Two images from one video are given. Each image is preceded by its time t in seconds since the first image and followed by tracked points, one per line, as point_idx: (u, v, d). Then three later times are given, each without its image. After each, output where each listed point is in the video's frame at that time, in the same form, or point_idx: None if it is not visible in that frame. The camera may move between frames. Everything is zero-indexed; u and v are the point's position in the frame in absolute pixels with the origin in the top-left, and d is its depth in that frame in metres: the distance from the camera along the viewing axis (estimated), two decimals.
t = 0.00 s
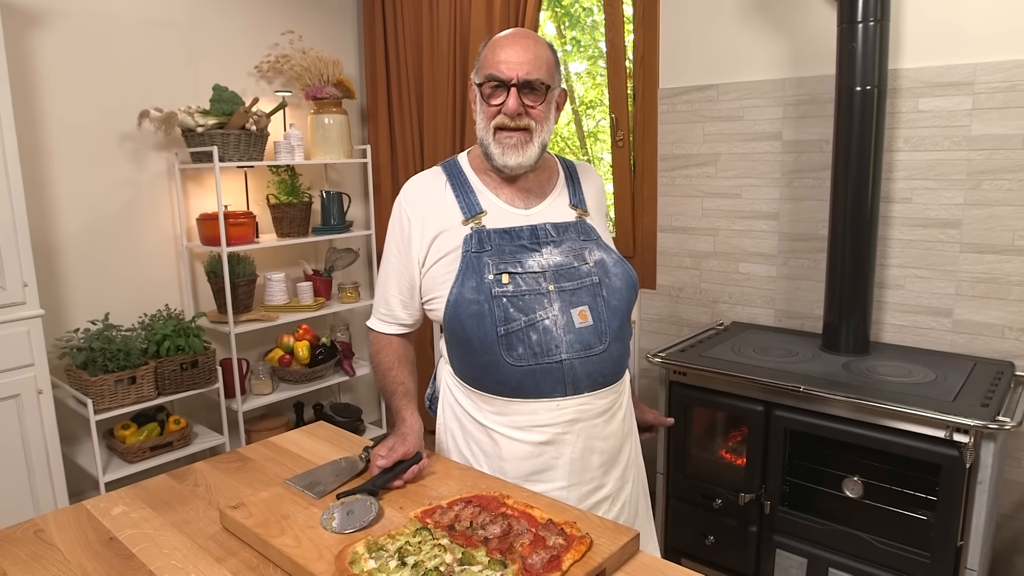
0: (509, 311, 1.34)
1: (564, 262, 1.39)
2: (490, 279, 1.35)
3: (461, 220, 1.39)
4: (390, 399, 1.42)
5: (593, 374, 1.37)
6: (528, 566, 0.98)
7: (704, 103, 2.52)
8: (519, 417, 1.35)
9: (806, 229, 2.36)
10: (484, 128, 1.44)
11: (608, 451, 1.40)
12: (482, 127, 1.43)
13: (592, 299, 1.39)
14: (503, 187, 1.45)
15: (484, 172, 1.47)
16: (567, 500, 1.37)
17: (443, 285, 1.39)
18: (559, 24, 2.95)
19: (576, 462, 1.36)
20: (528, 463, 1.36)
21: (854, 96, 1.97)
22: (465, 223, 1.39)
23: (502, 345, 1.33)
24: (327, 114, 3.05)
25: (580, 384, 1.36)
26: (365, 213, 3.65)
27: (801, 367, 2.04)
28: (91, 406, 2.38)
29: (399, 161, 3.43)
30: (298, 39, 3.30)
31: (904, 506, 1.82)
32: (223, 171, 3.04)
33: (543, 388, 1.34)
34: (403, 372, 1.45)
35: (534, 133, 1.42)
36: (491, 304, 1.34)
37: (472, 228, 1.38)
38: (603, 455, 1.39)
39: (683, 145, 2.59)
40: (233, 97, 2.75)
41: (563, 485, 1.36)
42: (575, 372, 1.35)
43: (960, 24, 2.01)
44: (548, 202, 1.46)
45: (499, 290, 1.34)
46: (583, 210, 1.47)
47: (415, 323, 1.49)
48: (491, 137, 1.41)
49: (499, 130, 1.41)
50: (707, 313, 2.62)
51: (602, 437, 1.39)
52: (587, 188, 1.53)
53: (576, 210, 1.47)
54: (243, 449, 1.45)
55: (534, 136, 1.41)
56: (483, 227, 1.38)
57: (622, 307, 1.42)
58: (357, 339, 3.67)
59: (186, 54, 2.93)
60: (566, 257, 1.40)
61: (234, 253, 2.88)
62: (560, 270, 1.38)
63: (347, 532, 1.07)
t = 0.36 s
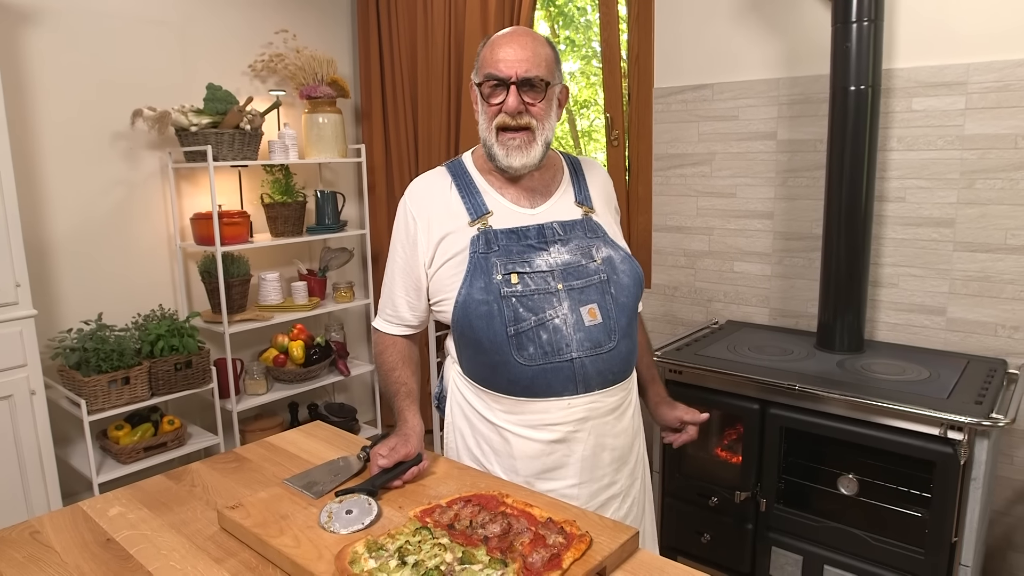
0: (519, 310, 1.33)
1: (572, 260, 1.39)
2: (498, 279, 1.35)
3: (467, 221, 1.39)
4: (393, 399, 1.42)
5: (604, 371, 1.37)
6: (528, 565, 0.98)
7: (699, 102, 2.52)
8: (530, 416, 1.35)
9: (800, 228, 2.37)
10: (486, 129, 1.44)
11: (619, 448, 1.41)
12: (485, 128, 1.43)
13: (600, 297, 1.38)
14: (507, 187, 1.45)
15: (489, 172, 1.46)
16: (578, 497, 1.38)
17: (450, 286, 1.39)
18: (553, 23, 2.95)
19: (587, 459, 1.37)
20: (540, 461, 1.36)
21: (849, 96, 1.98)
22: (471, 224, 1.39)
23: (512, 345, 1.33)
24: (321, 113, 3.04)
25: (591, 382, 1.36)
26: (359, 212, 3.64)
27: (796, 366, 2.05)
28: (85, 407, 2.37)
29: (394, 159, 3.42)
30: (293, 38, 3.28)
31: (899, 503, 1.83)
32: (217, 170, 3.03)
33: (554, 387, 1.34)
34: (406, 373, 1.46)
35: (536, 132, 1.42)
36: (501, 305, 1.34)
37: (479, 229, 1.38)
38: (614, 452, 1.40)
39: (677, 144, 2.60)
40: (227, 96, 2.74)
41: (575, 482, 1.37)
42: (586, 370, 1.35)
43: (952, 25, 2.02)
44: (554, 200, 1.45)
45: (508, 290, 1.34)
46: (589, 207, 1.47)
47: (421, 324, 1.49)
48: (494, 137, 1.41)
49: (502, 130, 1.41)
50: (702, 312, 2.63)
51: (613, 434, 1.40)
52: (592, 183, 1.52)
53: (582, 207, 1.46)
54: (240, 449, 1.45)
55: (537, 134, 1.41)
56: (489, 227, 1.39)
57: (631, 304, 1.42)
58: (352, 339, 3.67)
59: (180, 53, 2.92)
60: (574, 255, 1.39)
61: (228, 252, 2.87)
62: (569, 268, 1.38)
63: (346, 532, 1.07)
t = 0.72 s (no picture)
0: (519, 313, 1.33)
1: (572, 262, 1.38)
2: (498, 281, 1.35)
3: (469, 223, 1.40)
4: (398, 404, 1.42)
5: (604, 374, 1.36)
6: (530, 567, 0.98)
7: (695, 103, 2.53)
8: (530, 418, 1.35)
9: (797, 228, 2.37)
10: (491, 133, 1.44)
11: (620, 452, 1.40)
12: (489, 132, 1.43)
13: (601, 300, 1.38)
14: (510, 190, 1.45)
15: (493, 175, 1.47)
16: (579, 500, 1.37)
17: (452, 288, 1.40)
18: (549, 25, 2.96)
19: (587, 463, 1.36)
20: (540, 464, 1.36)
21: (845, 96, 1.99)
22: (472, 226, 1.39)
23: (512, 347, 1.33)
24: (317, 115, 3.04)
25: (591, 384, 1.36)
26: (356, 214, 3.64)
27: (794, 366, 2.05)
28: (81, 411, 2.36)
29: (390, 161, 3.42)
30: (289, 40, 3.28)
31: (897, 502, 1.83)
32: (213, 173, 3.02)
33: (554, 389, 1.34)
34: (412, 376, 1.46)
35: (540, 137, 1.42)
36: (500, 306, 1.34)
37: (481, 231, 1.38)
38: (616, 455, 1.39)
39: (674, 145, 2.60)
40: (223, 98, 2.73)
41: (574, 485, 1.36)
42: (586, 372, 1.35)
43: (946, 26, 2.03)
44: (556, 203, 1.45)
45: (508, 292, 1.34)
46: (591, 210, 1.46)
47: (427, 326, 1.49)
48: (498, 141, 1.41)
49: (505, 134, 1.41)
50: (699, 313, 2.63)
51: (614, 438, 1.39)
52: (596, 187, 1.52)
53: (584, 210, 1.45)
54: (239, 453, 1.44)
55: (540, 139, 1.41)
56: (491, 230, 1.39)
57: (632, 307, 1.41)
58: (349, 341, 3.67)
59: (175, 55, 2.91)
60: (574, 258, 1.39)
61: (225, 256, 2.86)
62: (569, 270, 1.37)
63: (347, 535, 1.07)
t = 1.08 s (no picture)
0: (522, 314, 1.34)
1: (576, 264, 1.38)
2: (502, 282, 1.35)
3: (474, 224, 1.40)
4: (401, 404, 1.42)
5: (605, 376, 1.36)
6: (531, 567, 0.98)
7: (695, 104, 2.53)
8: (532, 419, 1.35)
9: (797, 229, 2.38)
10: (499, 134, 1.44)
11: (622, 454, 1.40)
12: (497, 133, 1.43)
13: (604, 302, 1.37)
14: (516, 192, 1.45)
15: (499, 176, 1.47)
16: (580, 501, 1.37)
17: (455, 288, 1.40)
18: (549, 26, 2.96)
19: (589, 465, 1.37)
20: (541, 465, 1.36)
21: (845, 97, 1.99)
22: (478, 226, 1.40)
23: (514, 348, 1.33)
24: (317, 115, 3.04)
25: (593, 387, 1.36)
26: (356, 214, 3.64)
27: (794, 366, 2.05)
28: (81, 411, 2.36)
29: (390, 162, 3.42)
30: (289, 40, 3.28)
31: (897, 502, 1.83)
32: (214, 173, 3.02)
33: (555, 391, 1.34)
34: (415, 377, 1.46)
35: (547, 138, 1.41)
36: (504, 308, 1.34)
37: (485, 232, 1.39)
38: (618, 458, 1.40)
39: (674, 146, 2.60)
40: (223, 98, 2.73)
41: (575, 487, 1.36)
42: (588, 375, 1.35)
43: (946, 28, 2.04)
44: (560, 205, 1.45)
45: (512, 294, 1.34)
46: (597, 211, 1.46)
47: (432, 326, 1.49)
48: (505, 141, 1.42)
49: (513, 134, 1.41)
50: (699, 313, 2.64)
51: (616, 440, 1.39)
52: (602, 189, 1.51)
53: (590, 212, 1.45)
54: (239, 453, 1.44)
55: (548, 139, 1.41)
56: (496, 231, 1.39)
57: (636, 310, 1.41)
58: (349, 341, 3.67)
59: (175, 55, 2.91)
60: (579, 260, 1.39)
61: (225, 256, 2.86)
62: (573, 272, 1.37)
63: (349, 535, 1.07)
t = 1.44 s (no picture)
0: (510, 315, 1.34)
1: (566, 267, 1.38)
2: (491, 283, 1.35)
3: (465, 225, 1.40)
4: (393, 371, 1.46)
5: (592, 379, 1.36)
6: (530, 564, 0.99)
7: (694, 103, 2.53)
8: (518, 419, 1.36)
9: (796, 227, 2.38)
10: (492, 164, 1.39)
11: (608, 457, 1.39)
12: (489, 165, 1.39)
13: (593, 305, 1.37)
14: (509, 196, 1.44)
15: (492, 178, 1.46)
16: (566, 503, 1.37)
17: (445, 288, 1.41)
18: (548, 24, 2.97)
19: (574, 467, 1.36)
20: (526, 465, 1.36)
21: (844, 95, 1.99)
22: (469, 228, 1.40)
23: (501, 349, 1.33)
24: (317, 115, 3.04)
25: (579, 389, 1.35)
26: (355, 213, 3.65)
27: (792, 364, 2.05)
28: (82, 410, 2.37)
29: (390, 161, 3.42)
30: (288, 39, 3.28)
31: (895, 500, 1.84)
32: (213, 172, 3.02)
33: (541, 392, 1.34)
34: (413, 350, 1.50)
35: (540, 175, 1.37)
36: (492, 308, 1.34)
37: (477, 234, 1.39)
38: (604, 460, 1.39)
39: (673, 144, 2.61)
40: (223, 98, 2.74)
41: (560, 489, 1.36)
42: (574, 377, 1.34)
43: (945, 26, 2.04)
44: (553, 207, 1.44)
45: (501, 295, 1.34)
46: (590, 214, 1.45)
47: (426, 319, 1.51)
48: (498, 177, 1.39)
49: (505, 172, 1.37)
50: (698, 311, 2.64)
51: (603, 443, 1.38)
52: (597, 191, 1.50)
53: (583, 214, 1.44)
54: (239, 452, 1.45)
55: (540, 178, 1.37)
56: (487, 233, 1.39)
57: (625, 313, 1.40)
58: (349, 340, 3.67)
59: (174, 55, 2.91)
60: (568, 262, 1.38)
61: (225, 255, 2.87)
62: (562, 274, 1.37)
63: (348, 534, 1.07)
